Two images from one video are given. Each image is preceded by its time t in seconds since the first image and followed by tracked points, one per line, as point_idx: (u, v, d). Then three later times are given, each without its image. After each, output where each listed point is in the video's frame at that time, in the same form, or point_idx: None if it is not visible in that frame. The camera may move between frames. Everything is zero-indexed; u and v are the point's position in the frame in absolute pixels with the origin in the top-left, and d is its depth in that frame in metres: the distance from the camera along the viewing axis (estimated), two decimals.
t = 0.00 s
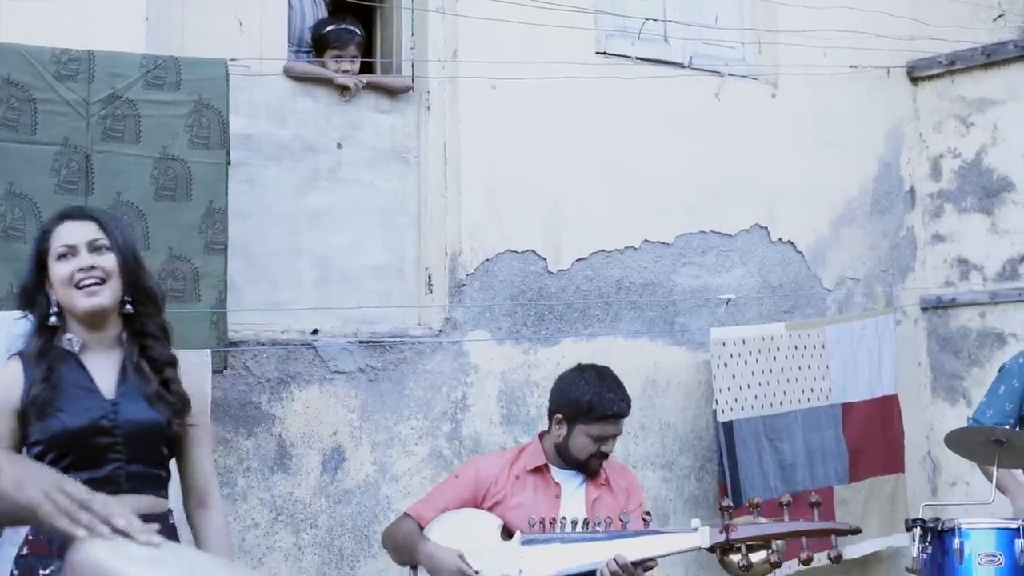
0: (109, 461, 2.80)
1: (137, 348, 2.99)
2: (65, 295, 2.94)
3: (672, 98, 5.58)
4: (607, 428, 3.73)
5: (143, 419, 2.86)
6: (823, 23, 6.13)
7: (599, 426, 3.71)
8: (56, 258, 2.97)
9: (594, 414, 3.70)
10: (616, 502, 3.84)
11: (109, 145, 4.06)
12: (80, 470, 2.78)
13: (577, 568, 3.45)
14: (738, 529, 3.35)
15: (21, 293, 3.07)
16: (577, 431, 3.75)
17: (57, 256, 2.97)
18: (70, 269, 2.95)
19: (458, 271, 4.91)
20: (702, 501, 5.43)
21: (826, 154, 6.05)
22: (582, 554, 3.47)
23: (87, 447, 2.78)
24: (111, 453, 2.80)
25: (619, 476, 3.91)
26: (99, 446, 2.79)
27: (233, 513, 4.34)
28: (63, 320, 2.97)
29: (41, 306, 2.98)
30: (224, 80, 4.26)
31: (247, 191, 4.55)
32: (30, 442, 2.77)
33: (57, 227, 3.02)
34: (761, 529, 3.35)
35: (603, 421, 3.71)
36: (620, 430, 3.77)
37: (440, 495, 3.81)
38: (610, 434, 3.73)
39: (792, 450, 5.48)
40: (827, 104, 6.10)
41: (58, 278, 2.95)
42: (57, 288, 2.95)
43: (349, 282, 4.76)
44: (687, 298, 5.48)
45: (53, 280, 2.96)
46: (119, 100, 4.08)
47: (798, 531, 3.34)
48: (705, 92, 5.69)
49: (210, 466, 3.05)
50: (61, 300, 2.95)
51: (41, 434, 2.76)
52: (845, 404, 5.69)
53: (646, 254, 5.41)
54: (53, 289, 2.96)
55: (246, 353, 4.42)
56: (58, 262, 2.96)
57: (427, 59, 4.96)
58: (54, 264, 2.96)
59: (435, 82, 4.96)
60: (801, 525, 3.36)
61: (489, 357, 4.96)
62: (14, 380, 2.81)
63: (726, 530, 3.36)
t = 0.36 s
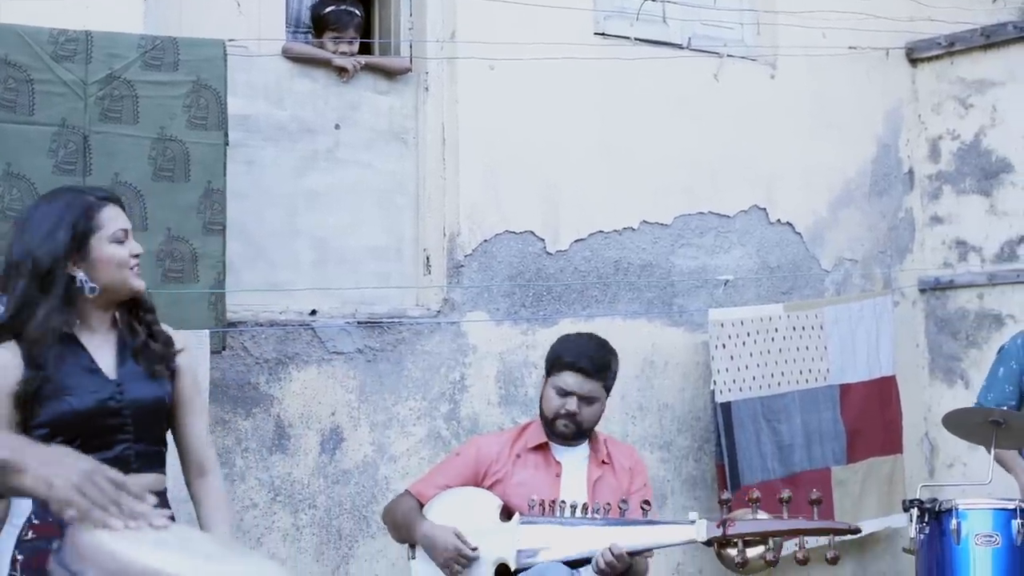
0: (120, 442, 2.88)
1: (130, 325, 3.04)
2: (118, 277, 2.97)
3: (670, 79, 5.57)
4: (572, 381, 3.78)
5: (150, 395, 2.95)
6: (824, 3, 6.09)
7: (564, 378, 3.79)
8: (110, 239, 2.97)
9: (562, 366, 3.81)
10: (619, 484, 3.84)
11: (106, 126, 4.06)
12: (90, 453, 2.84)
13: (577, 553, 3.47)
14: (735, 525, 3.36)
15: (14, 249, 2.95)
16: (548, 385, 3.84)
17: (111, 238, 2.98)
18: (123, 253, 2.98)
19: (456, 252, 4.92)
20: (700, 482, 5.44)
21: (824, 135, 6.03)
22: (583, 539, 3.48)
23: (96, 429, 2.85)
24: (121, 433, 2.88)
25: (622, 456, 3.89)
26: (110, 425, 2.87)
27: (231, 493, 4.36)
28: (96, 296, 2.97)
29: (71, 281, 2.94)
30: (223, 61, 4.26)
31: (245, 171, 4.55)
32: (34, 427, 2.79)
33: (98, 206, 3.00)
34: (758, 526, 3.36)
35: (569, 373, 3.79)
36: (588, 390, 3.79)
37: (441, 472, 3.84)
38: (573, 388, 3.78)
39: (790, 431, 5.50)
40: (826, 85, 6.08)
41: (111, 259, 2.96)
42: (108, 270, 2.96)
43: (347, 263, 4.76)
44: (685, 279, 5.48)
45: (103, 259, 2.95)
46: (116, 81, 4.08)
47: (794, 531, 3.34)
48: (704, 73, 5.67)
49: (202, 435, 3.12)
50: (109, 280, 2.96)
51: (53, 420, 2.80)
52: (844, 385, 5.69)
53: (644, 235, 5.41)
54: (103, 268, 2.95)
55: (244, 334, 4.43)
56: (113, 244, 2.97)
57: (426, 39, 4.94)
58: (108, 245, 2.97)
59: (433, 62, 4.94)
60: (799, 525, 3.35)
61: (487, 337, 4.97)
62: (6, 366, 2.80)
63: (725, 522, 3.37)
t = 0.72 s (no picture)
0: (151, 417, 3.08)
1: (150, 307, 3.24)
2: (130, 252, 3.13)
3: (668, 54, 5.55)
4: (554, 342, 3.89)
5: (176, 373, 3.14)
6: None
7: (549, 341, 3.90)
8: (125, 215, 3.14)
9: (550, 331, 3.92)
10: (622, 462, 3.85)
11: (104, 101, 4.06)
12: (124, 427, 3.03)
13: (568, 535, 3.55)
14: (727, 529, 3.40)
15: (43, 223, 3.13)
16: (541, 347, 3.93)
17: (129, 214, 3.14)
18: (137, 229, 3.13)
19: (454, 228, 4.92)
20: (697, 458, 5.45)
21: (823, 111, 6.02)
22: (576, 522, 3.56)
23: (134, 402, 3.04)
24: (152, 410, 3.08)
25: (629, 432, 3.90)
26: (143, 401, 3.06)
27: (230, 468, 4.39)
28: (113, 268, 3.13)
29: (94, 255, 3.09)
30: (220, 35, 4.23)
31: (243, 147, 4.56)
32: (73, 392, 2.96)
33: (122, 181, 3.17)
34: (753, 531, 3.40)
35: (553, 336, 3.90)
36: (568, 350, 3.86)
37: (443, 445, 3.85)
38: (553, 348, 3.87)
39: (787, 406, 5.51)
40: (824, 61, 6.06)
41: (125, 234, 3.13)
42: (125, 246, 3.12)
43: (345, 239, 4.76)
44: (683, 255, 5.48)
45: (119, 234, 3.12)
46: (114, 56, 4.07)
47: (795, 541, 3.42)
48: (702, 50, 5.65)
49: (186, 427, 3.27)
50: (123, 254, 3.12)
51: (92, 390, 2.98)
52: (842, 361, 5.69)
53: (643, 210, 5.41)
54: (117, 242, 3.12)
55: (242, 310, 4.45)
56: (128, 220, 3.14)
57: (423, 14, 4.92)
58: (123, 220, 3.13)
59: (431, 37, 4.93)
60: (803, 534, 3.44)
61: (485, 313, 4.97)
62: (61, 334, 2.97)
63: (716, 525, 3.41)
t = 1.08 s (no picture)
0: (165, 392, 2.93)
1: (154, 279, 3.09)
2: (142, 224, 2.95)
3: (666, 32, 5.53)
4: (556, 315, 3.95)
5: (185, 348, 2.98)
6: None
7: (552, 314, 3.97)
8: (138, 184, 2.95)
9: (553, 305, 3.99)
10: (622, 445, 3.88)
11: (100, 79, 4.05)
12: (143, 399, 2.88)
13: (565, 525, 3.58)
14: (725, 539, 3.51)
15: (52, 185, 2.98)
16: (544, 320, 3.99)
17: (141, 183, 2.96)
18: (151, 200, 2.96)
19: (451, 206, 4.93)
20: (693, 437, 5.47)
21: (821, 90, 6.01)
22: (575, 514, 3.59)
23: (152, 375, 2.89)
24: (167, 384, 2.92)
25: (631, 415, 3.92)
26: (158, 374, 2.90)
27: (226, 447, 4.39)
28: (121, 239, 2.95)
29: (100, 222, 2.91)
30: (216, 14, 4.26)
31: (240, 126, 4.54)
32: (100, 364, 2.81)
33: (135, 150, 2.98)
34: (750, 543, 3.53)
35: (555, 309, 3.97)
36: (570, 323, 3.92)
37: (441, 422, 3.86)
38: (556, 320, 3.94)
39: (784, 385, 5.52)
40: (823, 40, 6.04)
41: (138, 204, 2.95)
42: (134, 216, 2.94)
43: (342, 217, 4.75)
44: (680, 234, 5.48)
45: (130, 203, 2.94)
46: (110, 34, 4.06)
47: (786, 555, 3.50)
48: (700, 28, 5.63)
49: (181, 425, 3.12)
50: (133, 225, 2.94)
51: (112, 364, 2.82)
52: (838, 339, 5.70)
53: (640, 189, 5.41)
54: (128, 212, 2.94)
55: (239, 288, 4.44)
56: (143, 191, 2.95)
57: None
58: (137, 190, 2.95)
59: (428, 16, 4.93)
60: (795, 547, 3.52)
61: (482, 291, 4.98)
62: (80, 302, 2.78)
63: (715, 534, 3.51)
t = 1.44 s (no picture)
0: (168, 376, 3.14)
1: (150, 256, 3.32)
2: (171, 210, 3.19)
3: (661, 10, 5.52)
4: (548, 291, 3.97)
5: (183, 333, 3.20)
6: None
7: (544, 290, 3.99)
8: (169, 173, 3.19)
9: (546, 281, 4.01)
10: (617, 425, 3.92)
11: (96, 57, 4.09)
12: (149, 385, 3.09)
13: (569, 506, 3.59)
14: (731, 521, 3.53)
15: (75, 172, 3.11)
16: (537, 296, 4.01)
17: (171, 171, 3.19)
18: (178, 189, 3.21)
19: (447, 184, 4.94)
20: (689, 415, 5.47)
21: (816, 69, 5.96)
22: (578, 495, 3.61)
23: (158, 360, 3.09)
24: (170, 368, 3.15)
25: (626, 395, 3.96)
26: (165, 359, 3.12)
27: (222, 426, 4.40)
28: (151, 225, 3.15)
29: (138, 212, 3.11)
30: None
31: (235, 105, 4.53)
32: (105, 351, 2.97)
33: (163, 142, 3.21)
34: (755, 525, 3.55)
35: (547, 285, 3.99)
36: (562, 299, 3.94)
37: (436, 401, 3.86)
38: (548, 296, 3.96)
39: (780, 364, 5.52)
40: (819, 19, 5.99)
41: (171, 193, 3.18)
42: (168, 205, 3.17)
43: (338, 196, 4.74)
44: (676, 212, 5.48)
45: (166, 192, 3.16)
46: (105, 12, 4.09)
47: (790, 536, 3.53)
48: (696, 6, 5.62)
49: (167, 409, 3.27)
50: (167, 212, 3.18)
51: (122, 349, 3.00)
52: (834, 318, 5.70)
53: (636, 167, 5.40)
54: (165, 200, 3.16)
55: (235, 267, 4.45)
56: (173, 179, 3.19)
57: None
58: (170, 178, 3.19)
59: None
60: (797, 529, 3.56)
61: (478, 270, 4.98)
62: (95, 291, 2.92)
63: (721, 517, 3.54)
